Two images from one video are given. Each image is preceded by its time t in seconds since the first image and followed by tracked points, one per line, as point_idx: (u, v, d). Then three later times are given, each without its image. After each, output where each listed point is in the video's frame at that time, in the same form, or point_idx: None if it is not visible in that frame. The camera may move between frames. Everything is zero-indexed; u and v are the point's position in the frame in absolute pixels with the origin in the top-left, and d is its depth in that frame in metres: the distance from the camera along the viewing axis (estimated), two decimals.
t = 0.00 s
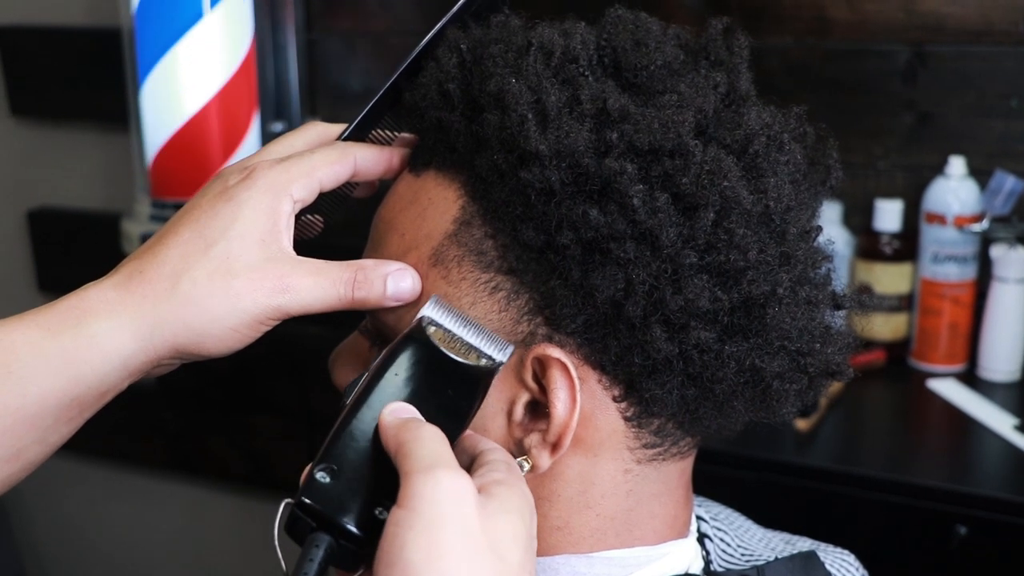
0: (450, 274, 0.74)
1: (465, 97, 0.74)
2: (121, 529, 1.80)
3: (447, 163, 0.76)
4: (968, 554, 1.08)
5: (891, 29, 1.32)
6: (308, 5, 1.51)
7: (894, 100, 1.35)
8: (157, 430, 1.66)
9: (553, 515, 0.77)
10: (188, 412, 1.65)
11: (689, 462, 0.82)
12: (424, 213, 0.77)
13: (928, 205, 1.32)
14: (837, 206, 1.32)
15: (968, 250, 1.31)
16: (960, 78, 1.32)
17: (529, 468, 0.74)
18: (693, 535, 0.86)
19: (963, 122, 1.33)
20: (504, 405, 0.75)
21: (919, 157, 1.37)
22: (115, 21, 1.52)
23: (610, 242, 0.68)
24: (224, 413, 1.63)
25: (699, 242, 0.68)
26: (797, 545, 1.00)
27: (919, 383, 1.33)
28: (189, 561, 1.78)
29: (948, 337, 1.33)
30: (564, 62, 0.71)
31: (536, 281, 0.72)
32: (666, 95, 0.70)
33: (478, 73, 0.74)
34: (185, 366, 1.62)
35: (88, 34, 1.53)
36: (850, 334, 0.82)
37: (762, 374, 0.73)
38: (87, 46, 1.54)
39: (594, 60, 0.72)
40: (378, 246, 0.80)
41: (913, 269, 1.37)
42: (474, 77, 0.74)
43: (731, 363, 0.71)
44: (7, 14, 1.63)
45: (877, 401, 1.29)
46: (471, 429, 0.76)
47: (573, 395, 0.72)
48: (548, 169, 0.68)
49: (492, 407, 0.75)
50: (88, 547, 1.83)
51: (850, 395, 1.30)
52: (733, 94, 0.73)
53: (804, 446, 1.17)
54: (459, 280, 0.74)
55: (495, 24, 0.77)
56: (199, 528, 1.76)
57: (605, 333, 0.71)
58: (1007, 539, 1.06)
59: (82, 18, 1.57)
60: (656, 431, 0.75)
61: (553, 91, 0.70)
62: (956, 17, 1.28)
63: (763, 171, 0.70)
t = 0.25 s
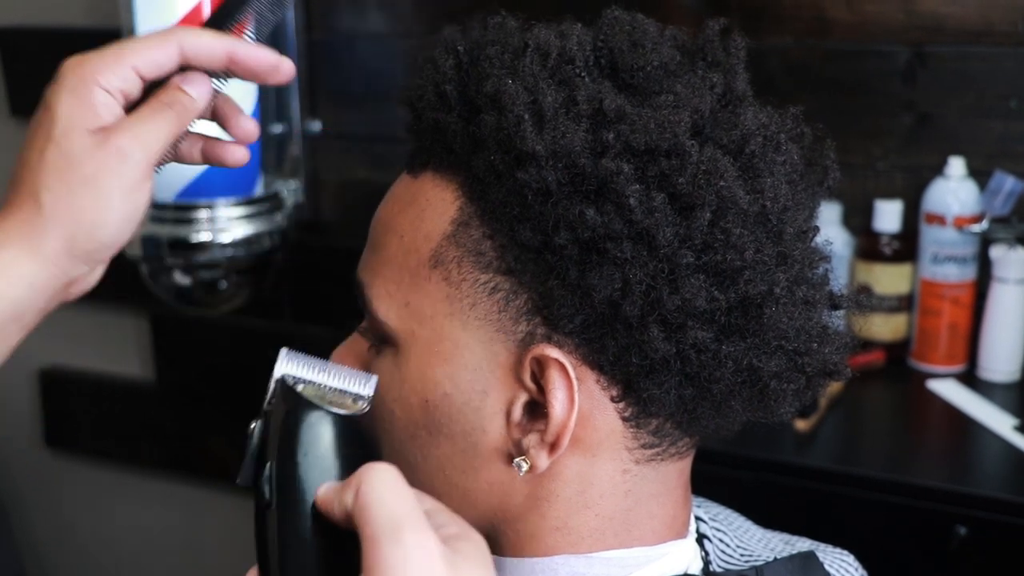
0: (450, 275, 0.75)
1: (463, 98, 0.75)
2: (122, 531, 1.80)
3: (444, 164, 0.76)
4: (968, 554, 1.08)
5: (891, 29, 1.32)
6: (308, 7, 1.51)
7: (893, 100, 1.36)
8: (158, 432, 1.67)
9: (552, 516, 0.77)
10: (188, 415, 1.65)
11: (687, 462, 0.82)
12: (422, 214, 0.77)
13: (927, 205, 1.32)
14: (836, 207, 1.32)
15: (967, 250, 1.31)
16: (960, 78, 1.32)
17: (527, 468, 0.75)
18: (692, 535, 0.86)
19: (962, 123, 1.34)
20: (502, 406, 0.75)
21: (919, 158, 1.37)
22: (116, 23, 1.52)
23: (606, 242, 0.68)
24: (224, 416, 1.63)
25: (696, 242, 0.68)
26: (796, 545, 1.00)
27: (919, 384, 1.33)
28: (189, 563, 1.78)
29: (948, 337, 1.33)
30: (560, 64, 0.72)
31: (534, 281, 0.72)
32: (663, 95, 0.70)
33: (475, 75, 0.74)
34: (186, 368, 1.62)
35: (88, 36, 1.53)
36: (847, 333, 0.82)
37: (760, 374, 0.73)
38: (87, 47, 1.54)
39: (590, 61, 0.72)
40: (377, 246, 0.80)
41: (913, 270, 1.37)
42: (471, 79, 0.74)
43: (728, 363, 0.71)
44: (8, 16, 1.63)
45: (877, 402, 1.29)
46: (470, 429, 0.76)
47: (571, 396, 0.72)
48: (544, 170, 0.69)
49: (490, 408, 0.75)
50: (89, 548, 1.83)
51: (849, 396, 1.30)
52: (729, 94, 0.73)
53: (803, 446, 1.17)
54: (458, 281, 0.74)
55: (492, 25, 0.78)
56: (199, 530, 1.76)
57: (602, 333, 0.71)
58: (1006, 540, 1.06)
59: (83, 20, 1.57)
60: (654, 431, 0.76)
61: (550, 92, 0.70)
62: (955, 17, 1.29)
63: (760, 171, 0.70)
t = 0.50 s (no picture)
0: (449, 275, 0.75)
1: (461, 99, 0.75)
2: (122, 532, 1.81)
3: (443, 164, 0.77)
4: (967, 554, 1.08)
5: (890, 30, 1.32)
6: (308, 9, 1.51)
7: (892, 101, 1.36)
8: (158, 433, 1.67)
9: (551, 515, 0.77)
10: (188, 416, 1.66)
11: (686, 461, 0.82)
12: (421, 214, 0.77)
13: (926, 205, 1.32)
14: (835, 207, 1.32)
15: (967, 250, 1.31)
16: (960, 79, 1.32)
17: (526, 467, 0.75)
18: (691, 534, 0.87)
19: (961, 123, 1.34)
20: (501, 405, 0.75)
21: (918, 158, 1.37)
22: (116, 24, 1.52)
23: (604, 242, 0.68)
24: (224, 416, 1.63)
25: (693, 241, 0.68)
26: (795, 544, 1.00)
27: (918, 384, 1.33)
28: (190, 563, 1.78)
29: (947, 337, 1.33)
30: (558, 64, 0.72)
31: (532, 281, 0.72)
32: (660, 96, 0.70)
33: (474, 76, 0.74)
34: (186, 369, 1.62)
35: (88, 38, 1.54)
36: (845, 333, 0.82)
37: (758, 373, 0.73)
38: (87, 48, 1.54)
39: (588, 61, 0.72)
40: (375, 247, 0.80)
41: (912, 270, 1.37)
42: (470, 80, 0.74)
43: (725, 362, 0.71)
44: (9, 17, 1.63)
45: (876, 402, 1.29)
46: (469, 429, 0.76)
47: (569, 396, 0.72)
48: (542, 170, 0.69)
49: (489, 407, 0.75)
50: (89, 549, 1.83)
51: (849, 396, 1.30)
52: (727, 95, 0.73)
53: (803, 446, 1.17)
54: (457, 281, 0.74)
55: (490, 26, 0.78)
56: (199, 531, 1.76)
57: (601, 333, 0.71)
58: (1006, 540, 1.06)
59: (83, 22, 1.58)
60: (653, 430, 0.76)
61: (548, 93, 0.70)
62: (955, 18, 1.29)
63: (757, 170, 0.70)
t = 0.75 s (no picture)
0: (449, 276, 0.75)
1: (461, 101, 0.75)
2: (122, 533, 1.81)
3: (443, 166, 0.77)
4: (966, 555, 1.08)
5: (889, 31, 1.33)
6: (309, 10, 1.52)
7: (892, 102, 1.36)
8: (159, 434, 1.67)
9: (550, 516, 0.77)
10: (188, 417, 1.66)
11: (686, 462, 0.83)
12: (421, 216, 0.77)
13: (926, 207, 1.32)
14: (835, 209, 1.33)
15: (966, 251, 1.32)
16: (959, 80, 1.32)
17: (526, 468, 0.75)
18: (690, 535, 0.87)
19: (961, 124, 1.34)
20: (501, 407, 0.75)
21: (917, 159, 1.37)
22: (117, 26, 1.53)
23: (603, 244, 0.69)
24: (224, 418, 1.63)
25: (691, 243, 0.68)
26: (793, 545, 1.01)
27: (918, 385, 1.33)
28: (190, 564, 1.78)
29: (947, 338, 1.33)
30: (557, 67, 0.72)
31: (532, 283, 0.72)
32: (659, 98, 0.70)
33: (473, 78, 0.74)
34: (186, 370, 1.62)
35: (89, 40, 1.54)
36: (844, 335, 0.82)
37: (756, 375, 0.73)
38: (87, 50, 1.55)
39: (588, 64, 0.72)
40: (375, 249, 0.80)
41: (912, 271, 1.37)
42: (469, 82, 0.75)
43: (724, 363, 0.72)
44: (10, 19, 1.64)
45: (876, 403, 1.29)
46: (469, 429, 0.76)
47: (569, 397, 0.73)
48: (541, 172, 0.69)
49: (489, 409, 0.76)
50: (90, 550, 1.84)
51: (848, 396, 1.31)
52: (726, 97, 0.74)
53: (802, 447, 1.17)
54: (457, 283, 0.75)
55: (490, 28, 0.78)
56: (199, 532, 1.76)
57: (600, 335, 0.71)
58: (1005, 540, 1.06)
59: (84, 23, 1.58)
60: (652, 431, 0.76)
61: (547, 95, 0.70)
62: (954, 20, 1.30)
63: (756, 172, 0.71)
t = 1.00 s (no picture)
0: (450, 277, 0.75)
1: (461, 102, 0.75)
2: (123, 533, 1.81)
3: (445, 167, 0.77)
4: (967, 555, 1.08)
5: (889, 32, 1.33)
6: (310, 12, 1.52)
7: (892, 103, 1.36)
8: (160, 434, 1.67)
9: (551, 515, 0.77)
10: (190, 417, 1.66)
11: (686, 462, 0.83)
12: (421, 216, 0.78)
13: (926, 207, 1.32)
14: (835, 210, 1.33)
15: (967, 252, 1.32)
16: (960, 81, 1.32)
17: (526, 468, 0.75)
18: (691, 535, 0.87)
19: (961, 125, 1.34)
20: (502, 407, 0.76)
21: (918, 160, 1.37)
22: (119, 27, 1.53)
23: (604, 244, 0.69)
24: (225, 418, 1.64)
25: (692, 243, 0.69)
26: (793, 545, 1.01)
27: (918, 386, 1.34)
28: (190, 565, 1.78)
29: (947, 339, 1.34)
30: (558, 68, 0.72)
31: (532, 282, 0.72)
32: (659, 99, 0.71)
33: (474, 79, 0.75)
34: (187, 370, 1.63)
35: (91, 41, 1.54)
36: (844, 335, 0.82)
37: (756, 374, 0.73)
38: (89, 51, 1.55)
39: (588, 65, 0.73)
40: (375, 249, 0.81)
41: (912, 272, 1.37)
42: (470, 83, 0.75)
43: (724, 363, 0.72)
44: (12, 21, 1.64)
45: (876, 403, 1.29)
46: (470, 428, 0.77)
47: (569, 396, 0.73)
48: (542, 172, 0.69)
49: (490, 408, 0.76)
50: (90, 551, 1.84)
51: (849, 397, 1.31)
52: (726, 98, 0.74)
53: (803, 448, 1.17)
54: (458, 283, 0.75)
55: (491, 30, 0.79)
56: (200, 533, 1.76)
57: (600, 335, 0.72)
58: (1005, 540, 1.06)
59: (86, 25, 1.58)
60: (652, 431, 0.76)
61: (548, 96, 0.70)
62: (954, 21, 1.30)
63: (756, 173, 0.71)
